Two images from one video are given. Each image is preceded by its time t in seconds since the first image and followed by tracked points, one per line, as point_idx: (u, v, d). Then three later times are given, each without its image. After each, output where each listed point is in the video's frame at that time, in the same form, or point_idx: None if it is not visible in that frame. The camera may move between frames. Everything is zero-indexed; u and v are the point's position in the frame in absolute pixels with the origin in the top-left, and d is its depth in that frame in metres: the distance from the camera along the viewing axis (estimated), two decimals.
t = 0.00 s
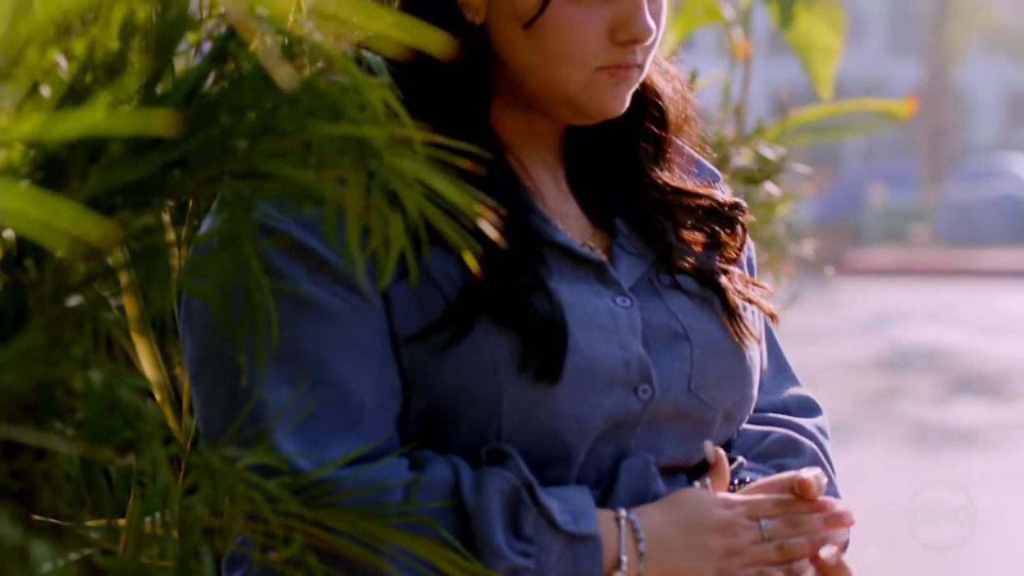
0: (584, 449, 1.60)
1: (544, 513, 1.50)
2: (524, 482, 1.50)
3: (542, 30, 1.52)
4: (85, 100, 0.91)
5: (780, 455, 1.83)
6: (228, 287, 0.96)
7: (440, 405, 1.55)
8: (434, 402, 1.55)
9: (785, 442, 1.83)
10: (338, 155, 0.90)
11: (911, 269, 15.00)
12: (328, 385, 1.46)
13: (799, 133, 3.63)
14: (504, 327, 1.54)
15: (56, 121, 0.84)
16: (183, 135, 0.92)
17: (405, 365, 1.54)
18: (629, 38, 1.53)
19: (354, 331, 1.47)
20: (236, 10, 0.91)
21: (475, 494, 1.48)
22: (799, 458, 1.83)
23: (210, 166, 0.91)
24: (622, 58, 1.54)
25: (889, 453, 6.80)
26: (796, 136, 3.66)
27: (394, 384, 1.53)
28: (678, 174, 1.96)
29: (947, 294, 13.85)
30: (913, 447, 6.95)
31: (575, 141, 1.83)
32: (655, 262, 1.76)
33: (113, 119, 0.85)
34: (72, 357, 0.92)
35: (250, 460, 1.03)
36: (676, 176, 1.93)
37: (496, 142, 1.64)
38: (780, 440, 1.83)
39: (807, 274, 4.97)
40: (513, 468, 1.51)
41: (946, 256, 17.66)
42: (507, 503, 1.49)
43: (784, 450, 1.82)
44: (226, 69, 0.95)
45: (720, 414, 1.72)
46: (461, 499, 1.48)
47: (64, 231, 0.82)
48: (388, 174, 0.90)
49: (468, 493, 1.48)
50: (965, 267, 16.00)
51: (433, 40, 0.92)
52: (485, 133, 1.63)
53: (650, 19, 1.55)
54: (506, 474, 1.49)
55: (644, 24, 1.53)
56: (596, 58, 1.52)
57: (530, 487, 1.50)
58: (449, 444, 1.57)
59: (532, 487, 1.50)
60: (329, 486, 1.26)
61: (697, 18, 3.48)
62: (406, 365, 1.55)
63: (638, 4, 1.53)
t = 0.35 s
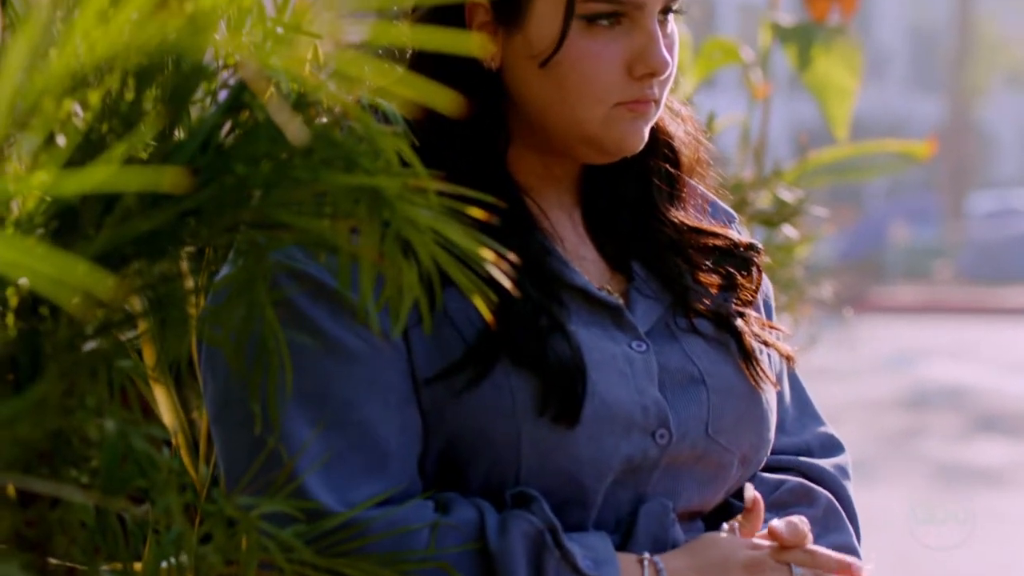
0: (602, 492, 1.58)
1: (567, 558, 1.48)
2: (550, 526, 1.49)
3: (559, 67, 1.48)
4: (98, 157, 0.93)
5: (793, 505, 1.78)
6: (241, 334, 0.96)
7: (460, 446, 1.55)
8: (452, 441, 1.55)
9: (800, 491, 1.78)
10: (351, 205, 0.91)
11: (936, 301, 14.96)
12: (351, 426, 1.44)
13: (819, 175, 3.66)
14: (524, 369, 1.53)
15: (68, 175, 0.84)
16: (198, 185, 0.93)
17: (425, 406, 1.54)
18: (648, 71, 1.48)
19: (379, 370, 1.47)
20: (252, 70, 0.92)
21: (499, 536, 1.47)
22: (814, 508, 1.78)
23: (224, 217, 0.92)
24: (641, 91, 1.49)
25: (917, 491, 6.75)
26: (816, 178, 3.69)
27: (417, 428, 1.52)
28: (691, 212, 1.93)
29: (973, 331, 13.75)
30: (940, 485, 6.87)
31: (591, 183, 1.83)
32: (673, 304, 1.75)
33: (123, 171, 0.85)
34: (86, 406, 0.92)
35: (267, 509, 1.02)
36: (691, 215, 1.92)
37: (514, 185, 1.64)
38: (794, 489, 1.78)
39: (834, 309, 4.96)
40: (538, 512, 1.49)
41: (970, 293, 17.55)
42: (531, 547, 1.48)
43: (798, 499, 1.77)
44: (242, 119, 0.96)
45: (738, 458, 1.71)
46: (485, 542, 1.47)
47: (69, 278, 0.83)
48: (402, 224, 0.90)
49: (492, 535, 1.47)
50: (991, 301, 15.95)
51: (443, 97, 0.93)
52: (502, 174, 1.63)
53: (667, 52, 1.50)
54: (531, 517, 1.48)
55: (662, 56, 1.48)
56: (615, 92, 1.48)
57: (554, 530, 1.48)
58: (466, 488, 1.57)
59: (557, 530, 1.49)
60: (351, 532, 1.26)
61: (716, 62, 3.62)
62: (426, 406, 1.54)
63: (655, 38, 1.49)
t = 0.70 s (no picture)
0: (611, 520, 1.57)
1: None
2: (563, 552, 1.49)
3: (569, 96, 1.47)
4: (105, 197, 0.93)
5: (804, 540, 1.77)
6: (251, 370, 0.96)
7: (469, 475, 1.54)
8: (458, 469, 1.54)
9: (811, 526, 1.77)
10: (361, 245, 0.91)
11: (950, 326, 14.96)
12: (362, 454, 1.42)
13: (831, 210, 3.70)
14: (534, 400, 1.52)
15: (76, 217, 0.84)
16: (206, 225, 0.93)
17: (435, 435, 1.53)
18: (656, 98, 1.47)
19: (396, 402, 1.45)
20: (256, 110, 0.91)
21: (514, 566, 1.47)
22: (824, 543, 1.78)
23: (234, 254, 0.92)
24: (650, 119, 1.47)
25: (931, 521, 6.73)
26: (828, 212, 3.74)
27: (429, 459, 1.51)
28: (702, 241, 1.93)
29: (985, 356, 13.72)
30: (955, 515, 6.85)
31: (601, 213, 1.81)
32: (685, 332, 1.74)
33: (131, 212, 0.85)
34: (95, 444, 0.91)
35: (276, 544, 1.01)
36: (700, 244, 1.91)
37: (523, 216, 1.63)
38: (805, 524, 1.77)
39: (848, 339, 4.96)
40: (553, 539, 1.50)
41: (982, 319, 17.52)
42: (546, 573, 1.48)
43: (809, 534, 1.77)
44: (252, 157, 0.97)
45: (748, 489, 1.70)
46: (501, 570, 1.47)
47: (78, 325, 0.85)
48: (412, 264, 0.90)
49: (508, 564, 1.47)
50: (1005, 324, 15.95)
51: (449, 137, 0.91)
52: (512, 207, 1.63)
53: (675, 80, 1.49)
54: (544, 543, 1.48)
55: (670, 84, 1.47)
56: (624, 120, 1.47)
57: (568, 557, 1.49)
58: (477, 517, 1.56)
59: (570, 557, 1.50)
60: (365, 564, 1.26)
61: (728, 97, 3.65)
62: (436, 435, 1.53)
63: (663, 65, 1.48)
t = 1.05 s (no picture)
0: (615, 555, 1.54)
1: None
2: None
3: (570, 130, 1.44)
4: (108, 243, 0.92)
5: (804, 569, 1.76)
6: (256, 413, 0.97)
7: (475, 509, 1.51)
8: (465, 502, 1.51)
9: (812, 556, 1.76)
10: (367, 286, 0.91)
11: (963, 358, 14.92)
12: (371, 488, 1.41)
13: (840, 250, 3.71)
14: (541, 433, 1.49)
15: (83, 262, 0.86)
16: (211, 267, 0.93)
17: (442, 468, 1.50)
18: (659, 130, 1.42)
19: (401, 443, 1.42)
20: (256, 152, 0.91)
21: None
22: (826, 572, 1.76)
23: (239, 297, 0.92)
24: (654, 151, 1.43)
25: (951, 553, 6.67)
26: (838, 253, 3.75)
27: (435, 492, 1.49)
28: (705, 273, 1.86)
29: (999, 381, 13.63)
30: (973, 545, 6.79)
31: (609, 241, 1.77)
32: (695, 362, 1.69)
33: (131, 259, 0.86)
34: (100, 486, 0.91)
35: None
36: (707, 275, 1.85)
37: (530, 249, 1.59)
38: (807, 554, 1.76)
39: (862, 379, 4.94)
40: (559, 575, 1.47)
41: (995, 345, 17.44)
42: None
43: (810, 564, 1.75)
44: (258, 199, 0.95)
45: (756, 523, 1.65)
46: None
47: (77, 369, 0.88)
48: (418, 305, 0.90)
49: None
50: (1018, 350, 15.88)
51: (451, 185, 0.93)
52: (514, 247, 1.59)
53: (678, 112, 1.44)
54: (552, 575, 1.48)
55: (673, 115, 1.43)
56: (626, 152, 1.43)
57: None
58: (484, 551, 1.52)
59: None
60: None
61: (738, 135, 3.64)
62: (443, 468, 1.50)
63: (665, 97, 1.43)
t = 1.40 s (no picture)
0: None
1: None
2: None
3: (569, 157, 1.44)
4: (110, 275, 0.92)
5: None
6: (259, 443, 0.97)
7: (480, 531, 1.43)
8: (469, 525, 1.44)
9: None
10: (368, 317, 0.91)
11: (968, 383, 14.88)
12: (373, 509, 1.32)
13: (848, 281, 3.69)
14: (546, 453, 1.42)
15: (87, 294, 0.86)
16: (213, 299, 0.93)
17: (445, 489, 1.43)
18: (657, 155, 1.42)
19: (403, 464, 1.33)
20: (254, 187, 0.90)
21: None
22: None
23: (242, 328, 0.92)
24: (652, 177, 1.43)
25: None
26: (845, 285, 3.72)
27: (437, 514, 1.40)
28: (707, 295, 1.81)
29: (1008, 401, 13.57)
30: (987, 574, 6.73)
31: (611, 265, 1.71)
32: (702, 384, 1.62)
33: (129, 291, 0.86)
34: (101, 517, 0.90)
35: None
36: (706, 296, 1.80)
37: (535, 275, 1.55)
38: None
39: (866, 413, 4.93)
40: None
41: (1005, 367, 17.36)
42: None
43: None
44: (260, 231, 0.95)
45: (759, 545, 1.58)
46: None
47: (78, 405, 0.91)
48: (419, 337, 0.90)
49: None
50: None
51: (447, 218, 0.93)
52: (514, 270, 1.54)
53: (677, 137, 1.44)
54: None
55: (672, 141, 1.42)
56: (626, 178, 1.42)
57: None
58: None
59: None
60: None
61: (743, 167, 3.65)
62: (447, 489, 1.43)
63: (664, 123, 1.43)
